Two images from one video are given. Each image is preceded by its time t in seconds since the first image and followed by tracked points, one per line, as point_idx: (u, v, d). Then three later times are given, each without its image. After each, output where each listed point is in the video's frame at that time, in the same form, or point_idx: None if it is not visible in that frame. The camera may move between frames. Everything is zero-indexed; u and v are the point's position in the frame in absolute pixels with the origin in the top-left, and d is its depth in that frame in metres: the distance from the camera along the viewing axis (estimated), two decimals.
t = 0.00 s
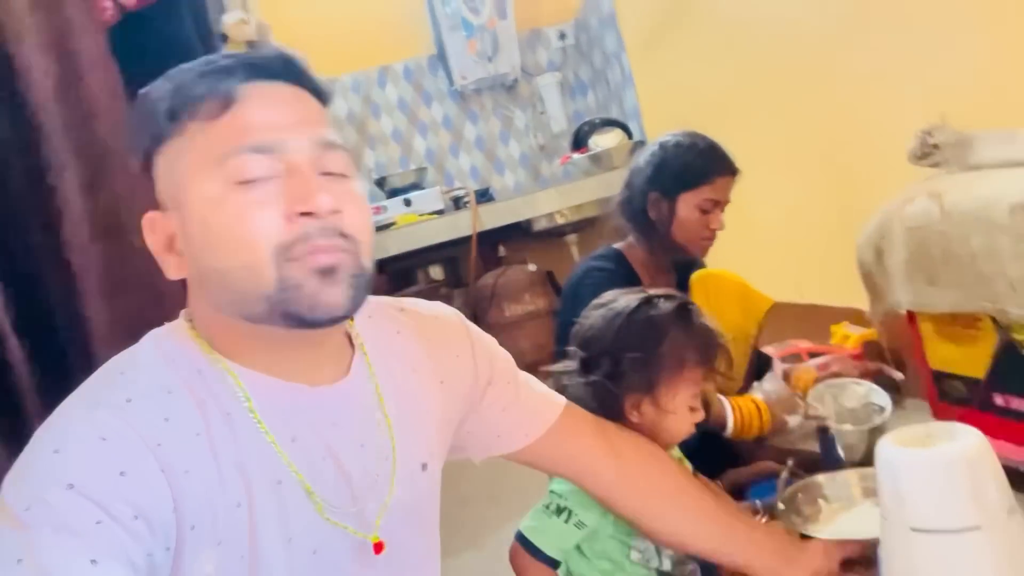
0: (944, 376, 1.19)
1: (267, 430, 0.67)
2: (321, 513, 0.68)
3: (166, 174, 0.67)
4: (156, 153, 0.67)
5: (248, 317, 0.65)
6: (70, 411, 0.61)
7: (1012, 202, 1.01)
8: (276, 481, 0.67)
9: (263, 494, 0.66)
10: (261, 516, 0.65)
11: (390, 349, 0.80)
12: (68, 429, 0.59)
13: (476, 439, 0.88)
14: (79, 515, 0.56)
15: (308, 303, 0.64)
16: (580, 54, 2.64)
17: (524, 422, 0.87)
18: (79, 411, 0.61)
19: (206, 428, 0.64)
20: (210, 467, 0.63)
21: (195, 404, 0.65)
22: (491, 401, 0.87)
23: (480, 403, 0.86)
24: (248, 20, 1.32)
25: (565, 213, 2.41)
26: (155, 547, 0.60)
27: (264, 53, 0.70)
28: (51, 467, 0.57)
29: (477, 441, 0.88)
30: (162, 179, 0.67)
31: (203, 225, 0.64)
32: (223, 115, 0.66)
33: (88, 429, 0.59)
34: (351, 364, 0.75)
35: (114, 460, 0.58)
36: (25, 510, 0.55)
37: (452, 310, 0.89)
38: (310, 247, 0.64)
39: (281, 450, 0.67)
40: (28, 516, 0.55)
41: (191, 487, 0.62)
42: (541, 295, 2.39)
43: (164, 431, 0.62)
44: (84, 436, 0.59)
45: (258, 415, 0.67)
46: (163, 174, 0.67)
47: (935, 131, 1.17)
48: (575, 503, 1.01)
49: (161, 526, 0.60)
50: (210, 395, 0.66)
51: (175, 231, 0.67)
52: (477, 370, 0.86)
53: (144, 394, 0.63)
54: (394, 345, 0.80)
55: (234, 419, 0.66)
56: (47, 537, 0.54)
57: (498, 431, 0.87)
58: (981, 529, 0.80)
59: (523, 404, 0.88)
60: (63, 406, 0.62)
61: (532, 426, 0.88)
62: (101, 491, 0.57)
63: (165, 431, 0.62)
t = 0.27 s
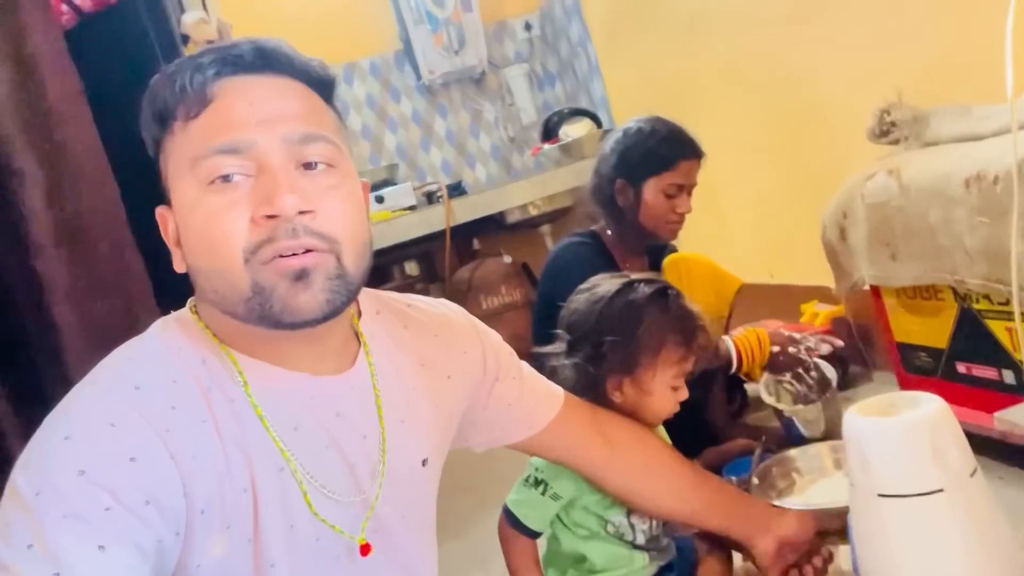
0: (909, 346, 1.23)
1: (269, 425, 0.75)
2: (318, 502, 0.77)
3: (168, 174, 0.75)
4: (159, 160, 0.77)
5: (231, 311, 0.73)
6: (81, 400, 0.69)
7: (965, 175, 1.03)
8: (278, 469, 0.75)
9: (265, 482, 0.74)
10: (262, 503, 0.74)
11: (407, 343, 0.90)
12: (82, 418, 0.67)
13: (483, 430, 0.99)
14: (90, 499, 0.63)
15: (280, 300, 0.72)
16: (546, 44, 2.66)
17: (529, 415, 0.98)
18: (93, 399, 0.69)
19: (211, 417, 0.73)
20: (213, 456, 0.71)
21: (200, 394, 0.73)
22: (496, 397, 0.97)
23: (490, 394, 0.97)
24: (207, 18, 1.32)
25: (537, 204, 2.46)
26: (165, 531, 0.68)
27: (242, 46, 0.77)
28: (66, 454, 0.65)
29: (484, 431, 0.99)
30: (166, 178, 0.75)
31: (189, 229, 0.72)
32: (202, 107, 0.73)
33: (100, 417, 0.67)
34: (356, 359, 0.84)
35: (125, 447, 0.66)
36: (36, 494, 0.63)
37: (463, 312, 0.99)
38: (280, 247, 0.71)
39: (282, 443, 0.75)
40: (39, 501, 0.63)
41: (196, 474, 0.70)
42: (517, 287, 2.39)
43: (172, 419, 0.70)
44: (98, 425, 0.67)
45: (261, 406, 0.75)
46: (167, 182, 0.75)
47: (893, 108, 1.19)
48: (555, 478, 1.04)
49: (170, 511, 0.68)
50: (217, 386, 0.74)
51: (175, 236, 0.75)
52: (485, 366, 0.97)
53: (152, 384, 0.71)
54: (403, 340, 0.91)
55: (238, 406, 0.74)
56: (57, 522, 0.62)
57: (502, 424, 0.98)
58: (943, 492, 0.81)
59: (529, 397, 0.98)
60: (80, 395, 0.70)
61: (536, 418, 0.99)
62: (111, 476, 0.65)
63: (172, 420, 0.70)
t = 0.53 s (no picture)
0: (905, 334, 1.22)
1: (270, 423, 0.74)
2: (321, 501, 0.76)
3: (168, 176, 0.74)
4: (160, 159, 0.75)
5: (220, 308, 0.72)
6: (80, 396, 0.68)
7: (957, 159, 1.01)
8: (280, 467, 0.74)
9: (268, 479, 0.73)
10: (264, 501, 0.73)
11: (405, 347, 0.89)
12: (81, 413, 0.66)
13: (481, 432, 0.98)
14: (92, 497, 0.62)
15: (280, 312, 0.71)
16: (541, 33, 2.64)
17: (526, 419, 0.97)
18: (92, 393, 0.67)
19: (213, 413, 0.72)
20: (215, 453, 0.70)
21: (202, 390, 0.72)
22: (495, 399, 0.96)
23: (488, 396, 0.96)
24: (189, 14, 1.30)
25: (534, 195, 2.47)
26: (165, 530, 0.66)
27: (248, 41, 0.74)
28: (68, 449, 0.64)
29: (481, 433, 0.98)
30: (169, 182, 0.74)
31: (188, 226, 0.71)
32: (205, 107, 0.71)
33: (102, 413, 0.66)
34: (358, 358, 0.83)
35: (126, 445, 0.65)
36: (36, 491, 0.61)
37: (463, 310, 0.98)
38: (280, 256, 0.70)
39: (286, 440, 0.75)
40: (39, 498, 0.61)
41: (199, 471, 0.69)
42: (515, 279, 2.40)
43: (174, 416, 0.69)
44: (100, 421, 0.66)
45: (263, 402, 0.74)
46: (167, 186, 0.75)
47: (885, 92, 1.16)
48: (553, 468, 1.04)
49: (172, 509, 0.67)
50: (218, 382, 0.73)
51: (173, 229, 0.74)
52: (485, 365, 0.95)
53: (153, 379, 0.70)
54: (403, 340, 0.89)
55: (239, 404, 0.73)
56: (58, 520, 0.60)
57: (499, 427, 0.97)
58: (937, 483, 0.80)
59: (528, 401, 0.97)
60: (78, 388, 0.69)
61: (531, 424, 0.97)
62: (113, 474, 0.64)
63: (174, 417, 0.69)
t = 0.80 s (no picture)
0: (919, 323, 1.21)
1: (278, 424, 0.74)
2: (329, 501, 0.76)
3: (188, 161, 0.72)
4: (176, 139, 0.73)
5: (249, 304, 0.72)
6: (82, 397, 0.67)
7: (972, 145, 0.99)
8: (288, 469, 0.74)
9: (275, 481, 0.73)
10: (270, 504, 0.72)
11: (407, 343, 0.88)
12: (84, 415, 0.66)
13: (477, 432, 0.97)
14: (94, 501, 0.62)
15: (325, 314, 0.71)
16: (548, 19, 2.61)
17: (524, 420, 0.97)
18: (94, 396, 0.67)
19: (218, 416, 0.71)
20: (221, 455, 0.70)
21: (207, 392, 0.71)
22: (495, 399, 0.95)
23: (488, 395, 0.95)
24: (194, 6, 1.30)
25: (543, 183, 2.44)
26: (169, 533, 0.66)
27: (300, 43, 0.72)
28: (71, 451, 0.64)
29: (477, 433, 0.97)
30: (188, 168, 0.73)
31: (227, 211, 0.69)
32: (247, 107, 0.69)
33: (105, 416, 0.66)
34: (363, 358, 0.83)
35: (129, 448, 0.65)
36: (38, 493, 0.61)
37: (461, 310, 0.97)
38: (334, 255, 0.70)
39: (293, 441, 0.74)
40: (40, 499, 0.61)
41: (203, 474, 0.68)
42: (524, 268, 2.39)
43: (178, 419, 0.68)
44: (103, 424, 0.65)
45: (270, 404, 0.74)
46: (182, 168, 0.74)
47: (897, 76, 1.14)
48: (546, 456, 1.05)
49: (174, 512, 0.67)
50: (224, 385, 0.73)
51: (196, 211, 0.72)
52: (483, 364, 0.95)
53: (158, 381, 0.69)
54: (404, 338, 0.89)
55: (247, 407, 0.73)
56: (60, 523, 0.60)
57: (496, 428, 0.96)
58: (950, 477, 0.79)
59: (527, 402, 0.97)
60: (81, 389, 0.69)
61: (530, 425, 0.97)
62: (116, 477, 0.64)
63: (178, 420, 0.68)
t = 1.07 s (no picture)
0: (934, 311, 1.19)
1: (286, 427, 0.74)
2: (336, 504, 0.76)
3: (270, 141, 0.73)
4: (260, 110, 0.74)
5: (353, 317, 0.76)
6: (80, 403, 0.68)
7: (989, 129, 0.98)
8: (293, 475, 0.74)
9: (279, 486, 0.73)
10: (274, 509, 0.72)
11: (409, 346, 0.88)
12: (82, 422, 0.66)
13: (476, 430, 0.96)
14: (87, 508, 0.61)
15: (416, 333, 0.79)
16: (555, 6, 2.59)
17: (524, 417, 0.95)
18: (92, 403, 0.67)
19: (220, 422, 0.71)
20: (223, 460, 0.70)
21: (209, 397, 0.71)
22: (494, 396, 0.94)
23: (487, 392, 0.94)
24: None
25: (551, 172, 2.43)
26: (165, 542, 0.66)
27: (432, 86, 0.76)
28: (68, 458, 0.64)
29: (477, 431, 0.96)
30: (262, 145, 0.74)
31: (357, 226, 0.73)
32: (366, 130, 0.73)
33: (101, 424, 0.66)
34: (364, 360, 0.84)
35: (126, 456, 0.65)
36: (32, 500, 0.61)
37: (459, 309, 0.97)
38: (432, 282, 0.79)
39: (300, 444, 0.75)
40: (34, 506, 0.61)
41: (202, 481, 0.68)
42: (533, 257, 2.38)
43: (177, 426, 0.68)
44: (100, 431, 0.65)
45: (276, 409, 0.74)
46: (254, 140, 0.74)
47: (912, 60, 1.13)
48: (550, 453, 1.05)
49: (169, 520, 0.66)
50: (230, 390, 0.73)
51: (298, 208, 0.73)
52: (482, 362, 0.94)
53: (157, 388, 0.70)
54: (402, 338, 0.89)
55: (253, 412, 0.73)
56: (53, 531, 0.60)
57: (496, 425, 0.95)
58: (969, 468, 0.78)
59: (526, 399, 0.96)
60: (77, 395, 0.68)
61: (530, 422, 0.96)
62: (111, 484, 0.63)
63: (177, 427, 0.68)
